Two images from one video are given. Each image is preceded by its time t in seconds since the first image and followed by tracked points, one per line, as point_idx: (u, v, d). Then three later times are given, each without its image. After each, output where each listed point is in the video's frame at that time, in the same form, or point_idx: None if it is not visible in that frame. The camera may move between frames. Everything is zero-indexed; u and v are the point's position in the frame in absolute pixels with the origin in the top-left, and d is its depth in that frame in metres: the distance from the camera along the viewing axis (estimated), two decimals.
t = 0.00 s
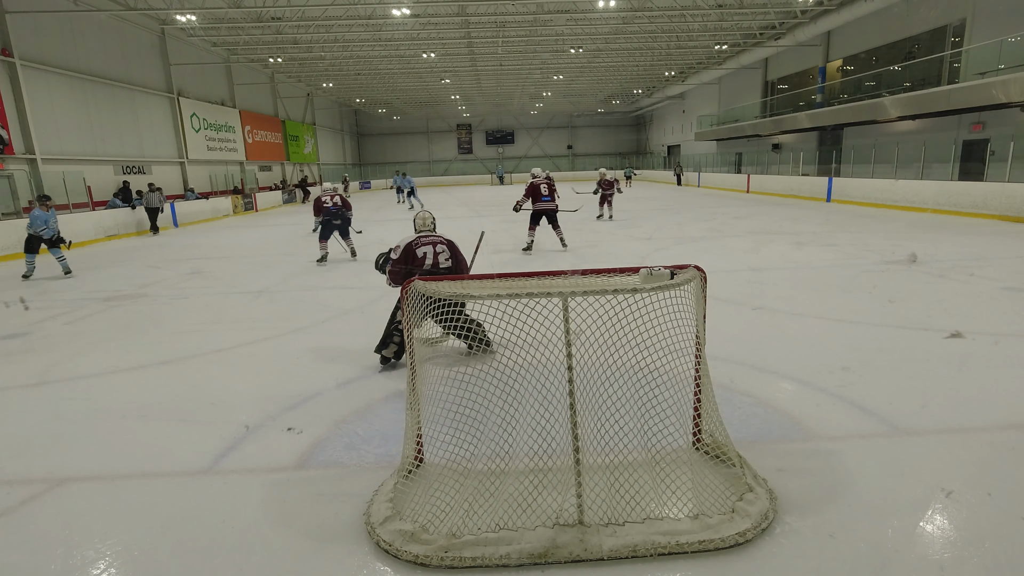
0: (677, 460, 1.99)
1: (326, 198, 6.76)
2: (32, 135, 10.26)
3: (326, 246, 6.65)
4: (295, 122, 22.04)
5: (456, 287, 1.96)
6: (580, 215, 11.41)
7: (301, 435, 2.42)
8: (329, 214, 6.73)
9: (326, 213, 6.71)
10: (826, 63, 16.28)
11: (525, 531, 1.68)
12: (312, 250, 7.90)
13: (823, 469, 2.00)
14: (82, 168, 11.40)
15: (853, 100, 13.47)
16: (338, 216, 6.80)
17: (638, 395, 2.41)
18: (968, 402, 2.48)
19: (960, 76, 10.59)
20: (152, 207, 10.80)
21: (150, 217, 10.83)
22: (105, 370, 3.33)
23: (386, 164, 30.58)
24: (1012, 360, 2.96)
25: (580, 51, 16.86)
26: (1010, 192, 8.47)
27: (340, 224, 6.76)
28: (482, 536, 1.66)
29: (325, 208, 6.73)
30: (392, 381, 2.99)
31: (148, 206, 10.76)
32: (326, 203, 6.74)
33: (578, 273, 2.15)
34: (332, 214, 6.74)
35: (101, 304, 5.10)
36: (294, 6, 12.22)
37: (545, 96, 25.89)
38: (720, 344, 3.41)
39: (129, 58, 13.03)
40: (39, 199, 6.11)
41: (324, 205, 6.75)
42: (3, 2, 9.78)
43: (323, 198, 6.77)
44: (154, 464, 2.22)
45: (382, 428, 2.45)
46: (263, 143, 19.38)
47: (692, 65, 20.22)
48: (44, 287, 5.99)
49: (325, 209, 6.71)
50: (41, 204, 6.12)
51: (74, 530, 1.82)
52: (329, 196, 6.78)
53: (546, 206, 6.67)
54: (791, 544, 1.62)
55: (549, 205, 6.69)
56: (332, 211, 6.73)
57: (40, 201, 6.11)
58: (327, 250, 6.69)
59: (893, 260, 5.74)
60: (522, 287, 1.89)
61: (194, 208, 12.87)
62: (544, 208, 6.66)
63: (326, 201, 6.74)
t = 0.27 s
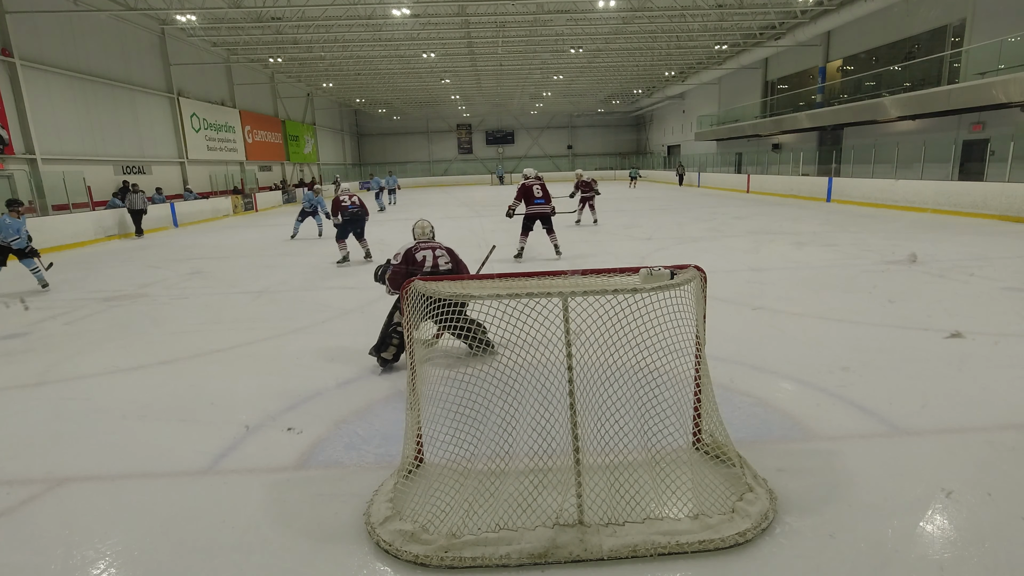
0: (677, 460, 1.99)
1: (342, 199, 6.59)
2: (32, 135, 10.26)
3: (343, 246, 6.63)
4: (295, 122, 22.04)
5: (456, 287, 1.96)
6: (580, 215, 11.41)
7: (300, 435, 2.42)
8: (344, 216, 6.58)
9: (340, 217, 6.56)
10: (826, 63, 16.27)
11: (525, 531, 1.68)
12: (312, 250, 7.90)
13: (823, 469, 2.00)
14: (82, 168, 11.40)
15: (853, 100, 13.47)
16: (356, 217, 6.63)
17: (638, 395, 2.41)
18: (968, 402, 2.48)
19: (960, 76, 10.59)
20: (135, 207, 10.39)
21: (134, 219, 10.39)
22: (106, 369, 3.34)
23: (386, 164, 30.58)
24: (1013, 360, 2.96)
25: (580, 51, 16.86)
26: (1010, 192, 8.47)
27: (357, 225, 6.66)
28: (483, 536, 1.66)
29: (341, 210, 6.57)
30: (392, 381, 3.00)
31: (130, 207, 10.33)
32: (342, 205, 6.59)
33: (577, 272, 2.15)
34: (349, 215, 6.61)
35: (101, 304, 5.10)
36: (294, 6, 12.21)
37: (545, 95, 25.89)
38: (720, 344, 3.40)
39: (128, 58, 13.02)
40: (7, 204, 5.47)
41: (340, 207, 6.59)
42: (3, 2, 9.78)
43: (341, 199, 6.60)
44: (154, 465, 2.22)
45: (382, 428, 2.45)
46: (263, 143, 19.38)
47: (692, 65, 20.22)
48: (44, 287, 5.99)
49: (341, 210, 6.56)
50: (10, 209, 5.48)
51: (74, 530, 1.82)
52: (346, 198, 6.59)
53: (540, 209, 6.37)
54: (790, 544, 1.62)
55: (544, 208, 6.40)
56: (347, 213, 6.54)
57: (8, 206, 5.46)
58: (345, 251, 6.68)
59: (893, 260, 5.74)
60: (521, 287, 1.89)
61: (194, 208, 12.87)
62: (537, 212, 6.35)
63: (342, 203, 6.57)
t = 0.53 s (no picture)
0: (677, 460, 1.99)
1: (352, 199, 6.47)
2: (33, 135, 10.26)
3: (355, 248, 6.52)
4: (295, 122, 22.04)
5: (456, 288, 1.96)
6: (580, 215, 11.41)
7: (300, 435, 2.42)
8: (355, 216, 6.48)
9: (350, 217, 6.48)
10: (826, 63, 16.27)
11: (525, 531, 1.68)
12: (312, 250, 7.90)
13: (822, 469, 2.00)
14: (82, 168, 11.40)
15: (853, 100, 13.47)
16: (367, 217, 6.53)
17: (637, 395, 2.40)
18: (968, 403, 2.48)
19: (960, 76, 10.59)
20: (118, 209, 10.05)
21: (117, 221, 10.00)
22: (106, 370, 3.33)
23: (386, 164, 30.58)
24: (1012, 360, 2.97)
25: (580, 51, 16.86)
26: (1010, 192, 8.47)
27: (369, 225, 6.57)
28: (482, 536, 1.66)
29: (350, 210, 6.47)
30: (392, 381, 2.99)
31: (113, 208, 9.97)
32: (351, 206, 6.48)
33: (578, 272, 2.15)
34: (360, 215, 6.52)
35: (101, 304, 5.10)
36: (294, 6, 12.20)
37: (545, 95, 25.89)
38: (719, 344, 3.40)
39: (128, 58, 13.02)
40: None
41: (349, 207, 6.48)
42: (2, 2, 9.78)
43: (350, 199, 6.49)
44: (155, 465, 2.22)
45: (382, 428, 2.45)
46: (263, 143, 19.38)
47: (692, 64, 20.22)
48: (44, 287, 5.99)
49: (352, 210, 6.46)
50: None
51: (74, 530, 1.82)
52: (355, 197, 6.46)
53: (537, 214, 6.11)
54: (791, 543, 1.62)
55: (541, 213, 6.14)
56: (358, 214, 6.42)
57: None
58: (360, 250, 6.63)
59: (893, 260, 5.74)
60: (521, 287, 1.89)
61: (194, 208, 12.88)
62: (535, 218, 6.03)
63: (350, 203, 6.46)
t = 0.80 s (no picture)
0: (677, 460, 1.99)
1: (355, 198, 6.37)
2: (33, 135, 10.26)
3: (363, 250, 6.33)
4: (295, 122, 22.03)
5: (456, 288, 1.96)
6: (580, 215, 11.41)
7: (300, 435, 2.42)
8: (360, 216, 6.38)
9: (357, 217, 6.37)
10: (826, 63, 16.27)
11: (525, 531, 1.68)
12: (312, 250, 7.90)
13: (822, 469, 2.00)
14: (82, 168, 11.40)
15: (853, 100, 13.47)
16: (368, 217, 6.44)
17: (637, 395, 2.39)
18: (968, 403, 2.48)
19: (960, 76, 10.59)
20: (102, 210, 9.64)
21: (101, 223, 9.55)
22: (105, 370, 3.33)
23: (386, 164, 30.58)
24: (1012, 360, 2.96)
25: (580, 51, 16.86)
26: (1010, 192, 8.47)
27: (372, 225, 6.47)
28: (482, 536, 1.66)
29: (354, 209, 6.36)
30: (392, 382, 2.99)
31: (96, 210, 9.51)
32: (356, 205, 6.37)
33: (578, 272, 2.15)
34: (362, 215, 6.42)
35: (101, 304, 5.10)
36: (294, 6, 12.20)
37: (545, 95, 25.88)
38: (719, 344, 3.40)
39: (128, 58, 13.01)
40: None
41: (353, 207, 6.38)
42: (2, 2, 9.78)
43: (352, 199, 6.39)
44: (155, 465, 2.22)
45: (382, 428, 2.45)
46: (263, 143, 19.38)
47: (692, 64, 20.23)
48: (44, 287, 5.99)
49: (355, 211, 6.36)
50: None
51: (74, 530, 1.81)
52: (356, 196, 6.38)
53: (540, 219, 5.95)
54: (791, 543, 1.62)
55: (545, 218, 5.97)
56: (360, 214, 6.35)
57: None
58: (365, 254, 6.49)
59: (893, 260, 5.74)
60: (521, 288, 1.89)
61: (194, 208, 12.88)
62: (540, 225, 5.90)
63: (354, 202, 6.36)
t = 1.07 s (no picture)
0: (677, 460, 1.99)
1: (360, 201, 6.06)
2: (33, 135, 10.26)
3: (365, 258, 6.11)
4: (295, 122, 22.03)
5: (456, 288, 1.96)
6: (580, 215, 11.41)
7: (301, 435, 2.42)
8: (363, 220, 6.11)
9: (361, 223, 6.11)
10: (826, 63, 16.26)
11: (525, 531, 1.68)
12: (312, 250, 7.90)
13: (822, 469, 2.00)
14: (82, 168, 11.40)
15: (853, 100, 13.47)
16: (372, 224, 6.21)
17: (637, 395, 2.39)
18: (968, 403, 2.48)
19: (960, 76, 10.59)
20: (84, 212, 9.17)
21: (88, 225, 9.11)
22: (105, 370, 3.33)
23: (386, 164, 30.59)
24: (1012, 360, 2.96)
25: (580, 51, 16.86)
26: (1010, 192, 8.47)
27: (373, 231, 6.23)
28: (482, 536, 1.66)
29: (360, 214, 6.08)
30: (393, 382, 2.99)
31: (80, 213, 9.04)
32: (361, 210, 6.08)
33: (578, 272, 2.15)
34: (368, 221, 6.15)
35: (101, 304, 5.10)
36: (294, 6, 12.19)
37: (545, 95, 25.88)
38: (720, 344, 3.40)
39: (128, 58, 13.01)
40: None
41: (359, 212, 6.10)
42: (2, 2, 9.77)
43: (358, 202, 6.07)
44: (155, 464, 2.22)
45: (382, 428, 2.45)
46: (263, 143, 19.38)
47: (692, 64, 20.22)
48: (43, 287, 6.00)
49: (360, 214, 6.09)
50: None
51: (74, 530, 1.82)
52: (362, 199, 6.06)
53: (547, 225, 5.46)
54: (790, 543, 1.62)
55: (556, 225, 5.47)
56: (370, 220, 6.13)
57: None
58: (366, 259, 6.44)
59: (893, 260, 5.74)
60: (522, 288, 1.89)
61: (194, 208, 12.88)
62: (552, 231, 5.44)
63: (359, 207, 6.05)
